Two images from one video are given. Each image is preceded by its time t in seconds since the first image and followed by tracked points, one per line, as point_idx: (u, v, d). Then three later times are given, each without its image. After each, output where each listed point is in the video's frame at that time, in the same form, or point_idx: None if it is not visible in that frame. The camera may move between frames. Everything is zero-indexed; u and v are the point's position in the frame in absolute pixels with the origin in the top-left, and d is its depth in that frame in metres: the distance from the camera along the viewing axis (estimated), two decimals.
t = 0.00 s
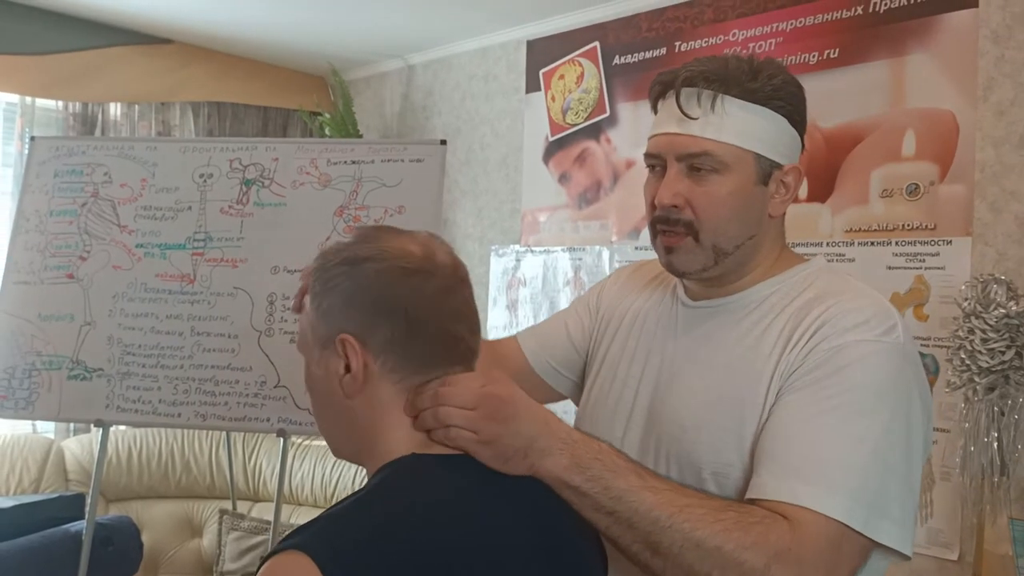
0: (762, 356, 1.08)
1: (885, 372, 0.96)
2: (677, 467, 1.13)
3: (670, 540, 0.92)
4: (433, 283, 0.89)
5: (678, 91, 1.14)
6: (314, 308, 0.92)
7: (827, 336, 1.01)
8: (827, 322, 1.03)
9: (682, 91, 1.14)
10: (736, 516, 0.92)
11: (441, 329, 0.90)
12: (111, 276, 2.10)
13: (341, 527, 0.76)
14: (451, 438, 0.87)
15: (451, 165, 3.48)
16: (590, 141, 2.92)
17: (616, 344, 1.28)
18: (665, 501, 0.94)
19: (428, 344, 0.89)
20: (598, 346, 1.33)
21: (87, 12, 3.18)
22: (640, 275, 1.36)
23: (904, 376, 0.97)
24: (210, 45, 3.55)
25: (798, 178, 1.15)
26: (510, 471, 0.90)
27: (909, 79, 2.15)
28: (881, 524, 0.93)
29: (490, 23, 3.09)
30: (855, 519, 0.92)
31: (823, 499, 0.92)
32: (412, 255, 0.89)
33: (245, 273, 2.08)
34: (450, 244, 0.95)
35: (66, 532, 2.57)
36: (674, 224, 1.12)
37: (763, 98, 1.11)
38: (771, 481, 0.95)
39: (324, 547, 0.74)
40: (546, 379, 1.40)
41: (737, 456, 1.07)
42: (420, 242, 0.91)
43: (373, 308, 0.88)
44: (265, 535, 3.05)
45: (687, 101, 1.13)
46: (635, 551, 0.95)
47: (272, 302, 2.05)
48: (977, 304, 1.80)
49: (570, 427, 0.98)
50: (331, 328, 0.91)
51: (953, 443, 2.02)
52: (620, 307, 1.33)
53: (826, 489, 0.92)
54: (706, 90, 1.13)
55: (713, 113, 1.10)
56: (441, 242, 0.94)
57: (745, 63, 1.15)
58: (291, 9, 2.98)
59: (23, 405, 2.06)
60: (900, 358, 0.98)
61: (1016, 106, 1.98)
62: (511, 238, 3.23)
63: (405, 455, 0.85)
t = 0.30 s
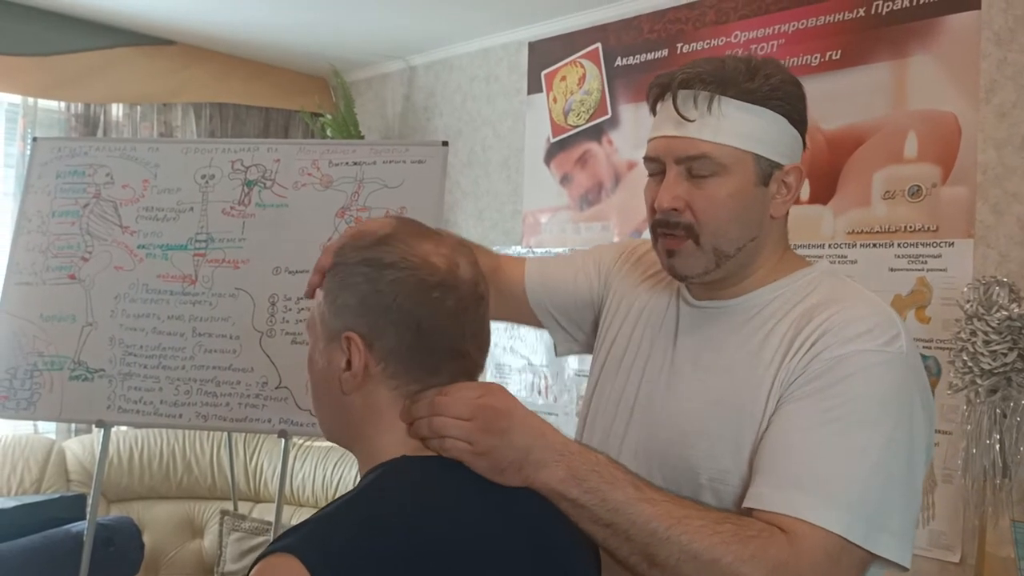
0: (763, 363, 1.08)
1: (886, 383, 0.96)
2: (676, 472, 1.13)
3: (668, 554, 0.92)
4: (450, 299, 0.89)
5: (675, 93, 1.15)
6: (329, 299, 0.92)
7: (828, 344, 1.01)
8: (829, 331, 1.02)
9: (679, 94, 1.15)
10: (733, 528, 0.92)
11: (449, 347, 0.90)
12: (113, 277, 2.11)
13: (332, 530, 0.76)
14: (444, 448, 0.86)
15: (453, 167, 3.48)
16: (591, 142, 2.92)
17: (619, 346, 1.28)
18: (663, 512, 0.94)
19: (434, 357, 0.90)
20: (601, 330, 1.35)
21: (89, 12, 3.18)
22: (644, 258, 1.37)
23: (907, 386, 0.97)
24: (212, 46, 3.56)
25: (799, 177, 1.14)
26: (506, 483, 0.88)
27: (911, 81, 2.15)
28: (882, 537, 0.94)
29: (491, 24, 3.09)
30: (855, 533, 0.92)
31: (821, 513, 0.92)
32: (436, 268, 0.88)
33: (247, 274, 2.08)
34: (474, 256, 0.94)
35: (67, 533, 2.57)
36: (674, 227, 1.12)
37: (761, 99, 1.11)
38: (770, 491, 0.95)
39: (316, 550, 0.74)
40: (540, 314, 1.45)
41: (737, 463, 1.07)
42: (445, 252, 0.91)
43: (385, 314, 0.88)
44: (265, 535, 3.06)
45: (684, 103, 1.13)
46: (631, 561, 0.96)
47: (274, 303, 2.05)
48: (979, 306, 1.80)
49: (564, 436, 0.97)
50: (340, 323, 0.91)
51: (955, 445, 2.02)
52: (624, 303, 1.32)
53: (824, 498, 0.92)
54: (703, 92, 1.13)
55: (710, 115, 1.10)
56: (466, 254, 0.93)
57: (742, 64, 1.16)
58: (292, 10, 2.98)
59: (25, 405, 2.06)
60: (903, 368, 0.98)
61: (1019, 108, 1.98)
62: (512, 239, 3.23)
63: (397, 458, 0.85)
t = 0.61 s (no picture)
0: (761, 364, 1.08)
1: (885, 388, 0.96)
2: (671, 473, 1.13)
3: (651, 556, 0.91)
4: (394, 298, 0.89)
5: (671, 96, 1.15)
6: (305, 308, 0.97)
7: (825, 347, 1.01)
8: (827, 334, 1.02)
9: (674, 96, 1.16)
10: (722, 530, 0.92)
11: (392, 349, 0.90)
12: (113, 277, 2.11)
13: (321, 535, 0.78)
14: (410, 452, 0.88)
15: (453, 167, 3.48)
16: (591, 143, 2.93)
17: (623, 348, 1.29)
18: (648, 513, 0.92)
19: (385, 358, 0.90)
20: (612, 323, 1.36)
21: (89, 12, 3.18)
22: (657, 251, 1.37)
23: (905, 393, 0.97)
24: (212, 46, 3.56)
25: (803, 175, 1.14)
26: (482, 482, 0.87)
27: (912, 82, 2.15)
28: (874, 544, 0.93)
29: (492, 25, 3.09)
30: (847, 538, 0.92)
31: (813, 517, 0.91)
32: (377, 268, 0.89)
33: (247, 274, 2.08)
34: (435, 251, 0.93)
35: (67, 533, 2.57)
36: (676, 231, 1.12)
37: (760, 97, 1.11)
38: (764, 493, 0.95)
39: (305, 556, 0.76)
40: (555, 296, 1.47)
41: (730, 464, 1.07)
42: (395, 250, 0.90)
43: (334, 319, 0.91)
44: (265, 536, 3.06)
45: (680, 106, 1.14)
46: (613, 564, 0.93)
47: (274, 303, 2.05)
48: (979, 307, 1.80)
49: (545, 432, 0.95)
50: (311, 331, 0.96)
51: (955, 446, 2.02)
52: (632, 302, 1.33)
53: (814, 502, 0.92)
54: (699, 94, 1.14)
55: (705, 116, 1.11)
56: (423, 249, 0.92)
57: (738, 64, 1.16)
58: (293, 10, 2.98)
59: (25, 406, 2.06)
60: (902, 374, 0.97)
61: (1019, 109, 1.98)
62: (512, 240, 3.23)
63: (389, 459, 0.86)
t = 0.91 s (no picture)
0: (760, 362, 1.09)
1: (883, 387, 0.96)
2: (670, 473, 1.14)
3: (635, 552, 0.90)
4: (381, 295, 0.90)
5: (672, 98, 1.15)
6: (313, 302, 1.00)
7: (824, 345, 1.01)
8: (826, 332, 1.03)
9: (676, 98, 1.16)
10: (708, 525, 0.91)
11: (377, 341, 0.91)
12: (113, 277, 2.11)
13: (315, 537, 0.80)
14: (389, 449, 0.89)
15: (453, 167, 3.48)
16: (591, 144, 2.93)
17: (626, 349, 1.30)
18: (632, 509, 0.91)
19: (370, 354, 0.91)
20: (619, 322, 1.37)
21: (89, 13, 3.18)
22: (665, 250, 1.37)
23: (904, 393, 0.97)
24: (212, 47, 3.56)
25: (808, 174, 1.13)
26: (456, 480, 0.86)
27: (912, 83, 2.15)
28: (860, 542, 0.93)
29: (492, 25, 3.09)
30: (835, 532, 0.91)
31: (804, 507, 0.91)
32: (368, 265, 0.90)
33: (247, 274, 2.08)
34: (431, 253, 0.93)
35: (67, 533, 2.57)
36: (681, 233, 1.12)
37: (761, 97, 1.11)
38: (755, 485, 0.95)
39: (299, 556, 0.78)
40: (563, 291, 1.47)
41: (726, 462, 1.07)
42: (392, 248, 0.91)
43: (327, 313, 0.93)
44: (266, 536, 3.06)
45: (681, 107, 1.14)
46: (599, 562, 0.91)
47: (274, 304, 2.05)
48: (979, 307, 1.80)
49: (523, 433, 0.93)
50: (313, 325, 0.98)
51: (955, 446, 2.03)
52: (638, 301, 1.33)
53: (810, 501, 0.91)
54: (700, 95, 1.14)
55: (707, 117, 1.11)
56: (421, 250, 0.92)
57: (740, 64, 1.16)
58: (294, 11, 2.98)
59: (25, 406, 2.06)
60: (900, 374, 0.97)
61: (1019, 109, 1.98)
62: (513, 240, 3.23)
63: (383, 462, 0.88)
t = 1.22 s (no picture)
0: (763, 365, 1.09)
1: (890, 393, 0.95)
2: (671, 475, 1.14)
3: (653, 550, 0.91)
4: (419, 292, 0.90)
5: (677, 99, 1.15)
6: (306, 314, 0.94)
7: (830, 351, 1.01)
8: (834, 337, 1.02)
9: (681, 100, 1.15)
10: (721, 529, 0.91)
11: (422, 337, 0.90)
12: (113, 278, 2.11)
13: (330, 531, 0.76)
14: (442, 447, 0.87)
15: (453, 167, 3.48)
16: (591, 144, 2.93)
17: (623, 351, 1.29)
18: (650, 507, 0.92)
19: (413, 353, 0.90)
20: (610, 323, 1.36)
21: (88, 13, 3.18)
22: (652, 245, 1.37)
23: (910, 395, 0.96)
24: (212, 47, 3.56)
25: (809, 179, 1.14)
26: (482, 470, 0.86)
27: (911, 83, 2.15)
28: (880, 549, 0.93)
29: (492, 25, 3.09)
30: (850, 542, 0.92)
31: (816, 520, 0.92)
32: (399, 264, 0.90)
33: (247, 274, 2.09)
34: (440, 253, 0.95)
35: (67, 533, 2.57)
36: (682, 235, 1.12)
37: (765, 101, 1.11)
38: (762, 499, 0.95)
39: (315, 551, 0.75)
40: (548, 277, 1.45)
41: (735, 467, 1.07)
42: (411, 249, 0.92)
43: (357, 317, 0.90)
44: (265, 536, 3.06)
45: (686, 110, 1.14)
46: (617, 556, 0.94)
47: (274, 304, 2.06)
48: (978, 307, 1.80)
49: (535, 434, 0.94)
50: (320, 335, 0.93)
51: (956, 446, 2.02)
52: (631, 300, 1.32)
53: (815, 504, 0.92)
54: (706, 98, 1.13)
55: (712, 121, 1.10)
56: (434, 250, 0.94)
57: (744, 66, 1.16)
58: (292, 10, 2.98)
59: (25, 406, 2.06)
60: (906, 377, 0.97)
61: (1019, 109, 1.98)
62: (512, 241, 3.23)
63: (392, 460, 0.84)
